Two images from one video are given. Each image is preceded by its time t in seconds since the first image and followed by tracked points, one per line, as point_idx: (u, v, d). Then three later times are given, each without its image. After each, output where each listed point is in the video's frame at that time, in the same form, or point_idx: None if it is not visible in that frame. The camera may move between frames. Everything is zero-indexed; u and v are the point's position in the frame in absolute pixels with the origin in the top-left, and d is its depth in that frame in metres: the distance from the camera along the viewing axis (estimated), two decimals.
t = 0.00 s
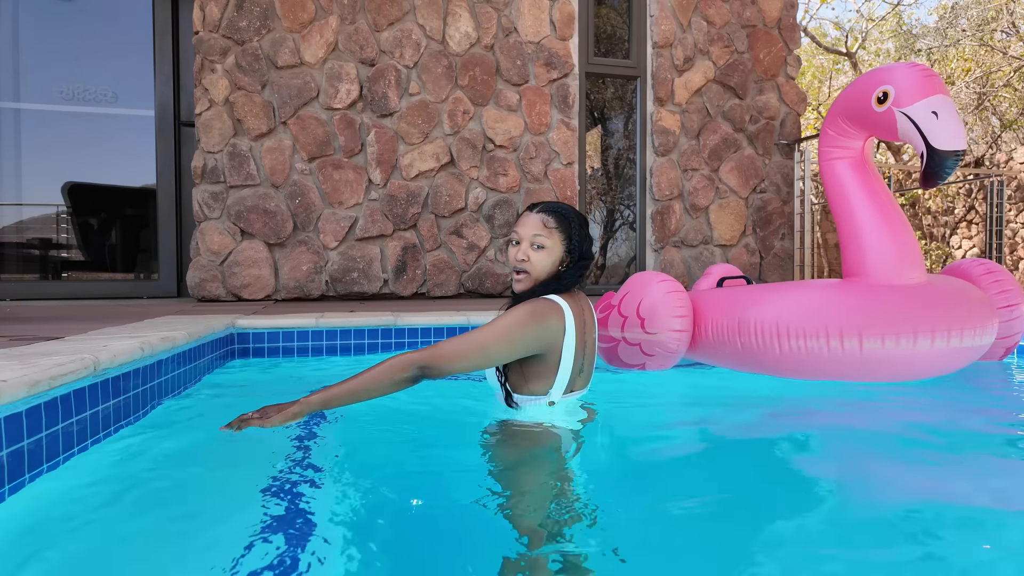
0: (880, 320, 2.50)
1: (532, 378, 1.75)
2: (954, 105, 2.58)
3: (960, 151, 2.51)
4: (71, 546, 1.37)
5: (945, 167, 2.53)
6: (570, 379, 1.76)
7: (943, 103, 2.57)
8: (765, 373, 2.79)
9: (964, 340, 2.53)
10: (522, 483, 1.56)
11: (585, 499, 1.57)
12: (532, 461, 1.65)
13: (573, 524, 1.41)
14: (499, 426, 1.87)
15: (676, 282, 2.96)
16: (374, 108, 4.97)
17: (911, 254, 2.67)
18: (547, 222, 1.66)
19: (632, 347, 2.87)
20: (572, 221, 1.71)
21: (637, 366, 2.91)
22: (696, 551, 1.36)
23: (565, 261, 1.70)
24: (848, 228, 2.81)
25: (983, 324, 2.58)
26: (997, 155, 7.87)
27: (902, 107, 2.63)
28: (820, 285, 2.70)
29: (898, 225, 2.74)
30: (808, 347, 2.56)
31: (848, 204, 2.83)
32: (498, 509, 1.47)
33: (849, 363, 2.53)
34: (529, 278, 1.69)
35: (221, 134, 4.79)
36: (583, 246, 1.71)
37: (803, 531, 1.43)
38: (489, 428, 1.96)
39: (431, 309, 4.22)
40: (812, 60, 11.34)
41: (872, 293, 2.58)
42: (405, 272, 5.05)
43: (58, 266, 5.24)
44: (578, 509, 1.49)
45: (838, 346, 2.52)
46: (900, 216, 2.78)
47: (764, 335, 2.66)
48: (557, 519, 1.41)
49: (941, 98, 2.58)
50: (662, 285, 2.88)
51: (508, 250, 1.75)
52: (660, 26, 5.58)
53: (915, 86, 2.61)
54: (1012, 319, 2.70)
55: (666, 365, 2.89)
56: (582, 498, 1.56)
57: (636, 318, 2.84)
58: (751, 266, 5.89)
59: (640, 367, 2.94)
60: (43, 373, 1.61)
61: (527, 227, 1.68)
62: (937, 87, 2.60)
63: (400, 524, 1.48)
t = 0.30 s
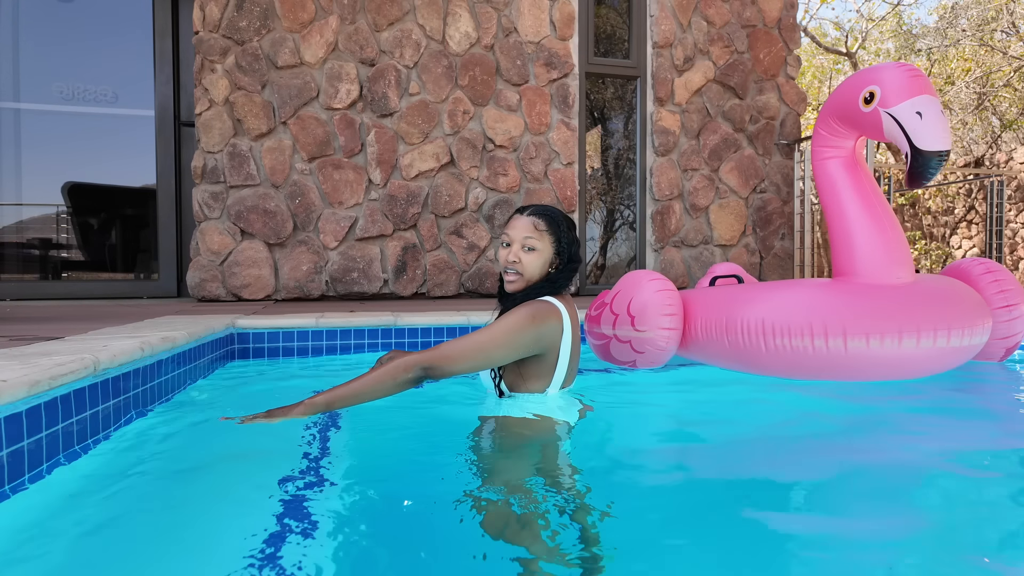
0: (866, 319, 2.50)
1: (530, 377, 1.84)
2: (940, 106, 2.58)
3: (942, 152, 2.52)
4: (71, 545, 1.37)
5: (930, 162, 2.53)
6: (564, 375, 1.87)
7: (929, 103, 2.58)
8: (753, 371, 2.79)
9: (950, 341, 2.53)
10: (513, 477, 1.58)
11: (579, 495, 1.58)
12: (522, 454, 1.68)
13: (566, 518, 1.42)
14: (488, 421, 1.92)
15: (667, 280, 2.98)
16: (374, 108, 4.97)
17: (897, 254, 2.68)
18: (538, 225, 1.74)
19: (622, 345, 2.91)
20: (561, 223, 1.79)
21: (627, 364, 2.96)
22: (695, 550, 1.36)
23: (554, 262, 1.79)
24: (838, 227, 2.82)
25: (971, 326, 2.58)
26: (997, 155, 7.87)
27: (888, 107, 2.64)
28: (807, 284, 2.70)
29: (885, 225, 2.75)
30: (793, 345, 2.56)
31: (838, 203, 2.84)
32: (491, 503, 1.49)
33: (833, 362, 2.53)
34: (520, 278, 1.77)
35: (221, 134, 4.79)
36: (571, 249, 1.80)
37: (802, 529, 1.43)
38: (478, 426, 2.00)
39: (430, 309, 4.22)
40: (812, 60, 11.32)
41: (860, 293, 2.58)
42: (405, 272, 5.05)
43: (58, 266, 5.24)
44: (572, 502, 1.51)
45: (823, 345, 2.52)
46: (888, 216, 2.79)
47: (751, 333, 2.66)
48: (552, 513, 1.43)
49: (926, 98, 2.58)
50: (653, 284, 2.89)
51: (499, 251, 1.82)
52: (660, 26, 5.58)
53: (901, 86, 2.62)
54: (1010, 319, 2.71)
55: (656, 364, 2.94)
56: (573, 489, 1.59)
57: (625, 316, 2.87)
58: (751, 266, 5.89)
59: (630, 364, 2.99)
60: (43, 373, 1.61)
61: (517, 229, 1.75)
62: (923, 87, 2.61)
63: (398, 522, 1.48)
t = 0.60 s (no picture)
0: (850, 319, 2.51)
1: (522, 373, 1.93)
2: (918, 104, 2.59)
3: (920, 150, 2.53)
4: (71, 543, 1.37)
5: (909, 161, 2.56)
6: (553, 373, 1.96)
7: (907, 102, 2.59)
8: (743, 371, 2.81)
9: (937, 340, 2.52)
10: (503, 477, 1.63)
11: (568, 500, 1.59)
12: (512, 450, 1.76)
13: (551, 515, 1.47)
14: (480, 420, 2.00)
15: (656, 281, 3.01)
16: (374, 108, 4.97)
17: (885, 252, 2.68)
18: (525, 226, 1.84)
19: (614, 345, 2.93)
20: (547, 226, 1.89)
21: (619, 364, 2.98)
22: (692, 548, 1.35)
23: (541, 262, 1.88)
24: (826, 226, 2.83)
25: (960, 325, 2.57)
26: (997, 155, 7.87)
27: (868, 107, 2.66)
28: (793, 284, 2.72)
29: (873, 225, 2.76)
30: (779, 344, 2.58)
31: (826, 202, 2.84)
32: (479, 502, 1.52)
33: (818, 361, 2.54)
34: (508, 278, 1.86)
35: (221, 134, 4.79)
36: (556, 251, 1.90)
37: (802, 530, 1.43)
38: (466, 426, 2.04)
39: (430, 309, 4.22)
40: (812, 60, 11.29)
41: (845, 292, 2.60)
42: (405, 272, 5.05)
43: (59, 266, 5.24)
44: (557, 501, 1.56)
45: (808, 344, 2.54)
46: (876, 216, 2.80)
47: (737, 333, 2.69)
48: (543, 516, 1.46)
49: (904, 96, 2.59)
50: (643, 285, 2.92)
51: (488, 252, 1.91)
52: (660, 26, 5.58)
53: (879, 87, 2.64)
54: (1007, 318, 2.71)
55: (649, 364, 2.97)
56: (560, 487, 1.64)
57: (616, 317, 2.90)
58: (752, 266, 5.89)
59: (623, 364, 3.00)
60: (43, 373, 1.61)
61: (506, 231, 1.84)
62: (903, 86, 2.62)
63: (395, 521, 1.47)
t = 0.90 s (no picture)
0: (839, 324, 2.53)
1: (513, 377, 2.08)
2: (910, 110, 2.60)
3: (911, 157, 2.55)
4: (71, 543, 1.37)
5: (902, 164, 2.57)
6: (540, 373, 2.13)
7: (898, 108, 2.60)
8: (736, 372, 2.85)
9: (928, 345, 2.51)
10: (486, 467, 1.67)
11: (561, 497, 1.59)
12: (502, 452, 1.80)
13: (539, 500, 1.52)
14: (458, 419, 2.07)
15: (650, 281, 3.04)
16: (374, 108, 4.97)
17: (877, 257, 2.68)
18: (515, 229, 1.92)
19: (607, 345, 2.98)
20: (536, 230, 1.97)
21: (612, 363, 3.02)
22: (688, 543, 1.35)
23: (529, 266, 1.96)
24: (819, 228, 2.83)
25: (954, 330, 2.56)
26: (997, 155, 7.88)
27: (862, 109, 2.67)
28: (784, 288, 2.75)
29: (866, 228, 2.76)
30: (767, 347, 2.63)
31: (821, 204, 2.84)
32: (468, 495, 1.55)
33: (806, 365, 2.58)
34: (496, 279, 1.93)
35: (221, 134, 4.79)
36: (545, 256, 1.98)
37: (799, 525, 1.42)
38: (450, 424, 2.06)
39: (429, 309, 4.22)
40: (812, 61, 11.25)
41: (834, 297, 2.61)
42: (405, 272, 5.05)
43: (58, 266, 5.24)
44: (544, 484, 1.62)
45: (796, 348, 2.57)
46: (870, 219, 2.79)
47: (727, 335, 2.73)
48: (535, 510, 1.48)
49: (895, 103, 2.60)
50: (637, 285, 2.96)
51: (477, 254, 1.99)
52: (660, 26, 5.58)
53: (871, 93, 2.65)
54: (1007, 325, 2.70)
55: (642, 364, 3.01)
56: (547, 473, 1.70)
57: (609, 316, 2.93)
58: (752, 266, 5.89)
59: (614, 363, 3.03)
60: (43, 373, 1.62)
61: (496, 233, 1.92)
62: (898, 91, 2.64)
63: (390, 519, 1.47)
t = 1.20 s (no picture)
0: (821, 321, 2.52)
1: (506, 373, 2.12)
2: (886, 106, 2.61)
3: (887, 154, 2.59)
4: (71, 546, 1.36)
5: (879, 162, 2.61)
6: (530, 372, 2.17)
7: (874, 106, 2.61)
8: (724, 371, 2.85)
9: (913, 345, 2.51)
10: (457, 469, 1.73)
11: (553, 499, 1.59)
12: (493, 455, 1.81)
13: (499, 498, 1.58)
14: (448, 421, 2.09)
15: (641, 282, 3.08)
16: (374, 108, 4.97)
17: (862, 255, 2.70)
18: (513, 226, 1.97)
19: (598, 344, 3.03)
20: (533, 229, 2.02)
21: (603, 361, 3.06)
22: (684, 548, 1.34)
23: (525, 264, 2.00)
24: (806, 227, 2.86)
25: (939, 328, 2.55)
26: (997, 155, 7.89)
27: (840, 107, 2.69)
28: (770, 286, 2.77)
29: (852, 228, 2.79)
30: (750, 346, 2.62)
31: (808, 203, 2.87)
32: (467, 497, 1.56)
33: (790, 364, 2.57)
34: (494, 274, 1.96)
35: (221, 134, 4.79)
36: (539, 255, 2.03)
37: (798, 528, 1.41)
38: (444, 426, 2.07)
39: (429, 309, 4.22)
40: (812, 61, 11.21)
41: (817, 295, 2.61)
42: (405, 272, 5.05)
43: (59, 266, 5.24)
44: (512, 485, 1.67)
45: (778, 346, 2.57)
46: (857, 219, 2.83)
47: (712, 334, 2.74)
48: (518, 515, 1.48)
49: (871, 101, 2.62)
50: (627, 285, 3.00)
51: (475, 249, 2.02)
52: (660, 26, 5.58)
53: (850, 91, 2.67)
54: (1006, 322, 2.71)
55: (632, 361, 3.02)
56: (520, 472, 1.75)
57: (599, 315, 2.99)
58: (752, 266, 5.89)
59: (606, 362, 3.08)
60: (43, 374, 1.61)
61: (495, 230, 1.96)
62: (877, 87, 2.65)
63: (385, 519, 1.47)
